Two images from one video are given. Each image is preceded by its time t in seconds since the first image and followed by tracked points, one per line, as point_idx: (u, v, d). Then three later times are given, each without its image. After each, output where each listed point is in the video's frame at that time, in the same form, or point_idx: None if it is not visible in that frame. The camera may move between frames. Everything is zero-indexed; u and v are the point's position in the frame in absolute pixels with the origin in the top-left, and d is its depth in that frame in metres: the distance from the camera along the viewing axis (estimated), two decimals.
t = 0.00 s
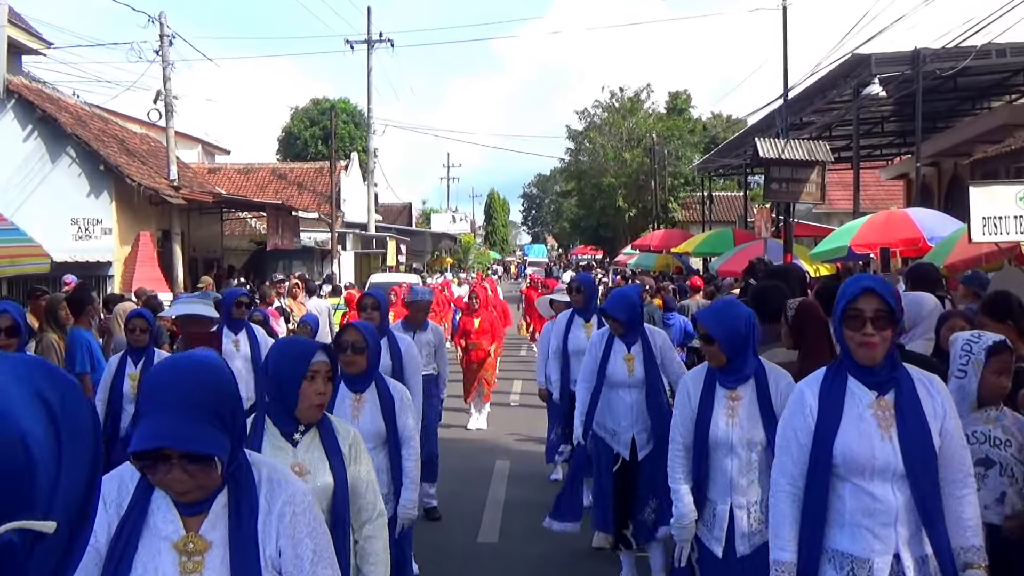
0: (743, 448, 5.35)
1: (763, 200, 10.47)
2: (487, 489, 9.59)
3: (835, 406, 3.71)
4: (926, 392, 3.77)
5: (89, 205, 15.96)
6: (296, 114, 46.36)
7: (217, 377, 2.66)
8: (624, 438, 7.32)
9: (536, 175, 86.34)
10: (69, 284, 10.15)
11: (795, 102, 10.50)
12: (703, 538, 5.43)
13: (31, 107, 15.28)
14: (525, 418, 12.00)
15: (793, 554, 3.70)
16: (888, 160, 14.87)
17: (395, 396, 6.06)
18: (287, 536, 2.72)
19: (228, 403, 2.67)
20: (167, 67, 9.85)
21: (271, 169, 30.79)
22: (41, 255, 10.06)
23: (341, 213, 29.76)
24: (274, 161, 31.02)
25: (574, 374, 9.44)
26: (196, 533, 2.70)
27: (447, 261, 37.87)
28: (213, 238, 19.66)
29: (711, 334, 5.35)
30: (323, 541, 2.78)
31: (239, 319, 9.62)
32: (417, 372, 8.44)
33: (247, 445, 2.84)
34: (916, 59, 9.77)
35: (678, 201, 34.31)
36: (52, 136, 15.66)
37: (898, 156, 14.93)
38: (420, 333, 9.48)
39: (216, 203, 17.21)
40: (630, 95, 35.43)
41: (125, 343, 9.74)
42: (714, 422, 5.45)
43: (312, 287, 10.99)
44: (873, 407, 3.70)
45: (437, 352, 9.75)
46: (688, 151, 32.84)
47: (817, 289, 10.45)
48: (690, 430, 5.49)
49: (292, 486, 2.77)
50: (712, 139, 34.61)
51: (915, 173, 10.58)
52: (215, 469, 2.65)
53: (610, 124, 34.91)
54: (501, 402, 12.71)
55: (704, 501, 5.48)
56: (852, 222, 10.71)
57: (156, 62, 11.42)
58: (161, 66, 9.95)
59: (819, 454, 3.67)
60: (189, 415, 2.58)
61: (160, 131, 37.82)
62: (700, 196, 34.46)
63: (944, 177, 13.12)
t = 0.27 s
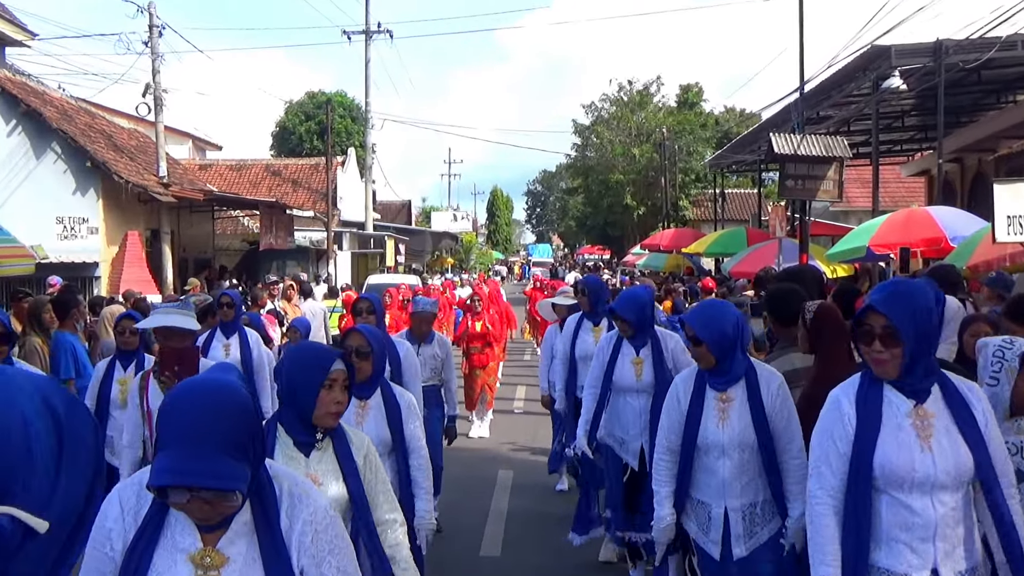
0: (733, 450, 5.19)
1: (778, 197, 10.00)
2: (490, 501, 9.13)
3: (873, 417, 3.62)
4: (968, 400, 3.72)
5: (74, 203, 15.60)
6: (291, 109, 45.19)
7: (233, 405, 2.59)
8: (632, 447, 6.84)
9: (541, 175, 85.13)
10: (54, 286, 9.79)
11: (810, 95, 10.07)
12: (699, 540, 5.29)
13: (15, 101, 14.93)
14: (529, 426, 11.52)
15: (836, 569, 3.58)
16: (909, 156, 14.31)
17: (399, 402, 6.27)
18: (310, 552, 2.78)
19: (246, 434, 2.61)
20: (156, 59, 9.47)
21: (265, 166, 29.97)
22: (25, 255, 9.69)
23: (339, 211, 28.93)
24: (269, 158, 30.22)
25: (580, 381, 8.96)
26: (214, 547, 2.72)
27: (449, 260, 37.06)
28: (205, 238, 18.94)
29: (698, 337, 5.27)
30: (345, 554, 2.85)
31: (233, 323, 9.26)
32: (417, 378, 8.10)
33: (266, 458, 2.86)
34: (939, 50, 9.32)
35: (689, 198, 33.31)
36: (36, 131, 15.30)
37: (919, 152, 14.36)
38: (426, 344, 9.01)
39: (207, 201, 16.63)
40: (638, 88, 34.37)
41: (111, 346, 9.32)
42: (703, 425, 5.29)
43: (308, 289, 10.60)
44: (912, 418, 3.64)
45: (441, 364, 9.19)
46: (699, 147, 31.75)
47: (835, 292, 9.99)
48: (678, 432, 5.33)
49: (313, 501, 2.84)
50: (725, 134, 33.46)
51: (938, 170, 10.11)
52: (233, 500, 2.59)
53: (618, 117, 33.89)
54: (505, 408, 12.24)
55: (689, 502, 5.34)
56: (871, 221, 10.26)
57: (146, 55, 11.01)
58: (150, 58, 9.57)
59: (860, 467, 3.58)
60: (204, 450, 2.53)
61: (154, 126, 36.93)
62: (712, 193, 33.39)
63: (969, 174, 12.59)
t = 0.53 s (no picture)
0: (748, 456, 5.05)
1: (797, 195, 9.51)
2: (494, 514, 8.66)
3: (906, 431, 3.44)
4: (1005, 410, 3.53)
5: (58, 200, 15.13)
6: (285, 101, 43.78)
7: (225, 412, 2.56)
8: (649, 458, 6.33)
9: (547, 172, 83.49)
10: (39, 287, 9.36)
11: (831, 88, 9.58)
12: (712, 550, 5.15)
13: None
14: (535, 434, 11.07)
15: None
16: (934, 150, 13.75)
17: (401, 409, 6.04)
18: (309, 560, 2.74)
19: (242, 440, 2.58)
20: (144, 49, 9.03)
21: (258, 161, 29.18)
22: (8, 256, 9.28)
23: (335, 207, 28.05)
24: (263, 153, 29.41)
25: (592, 386, 8.54)
26: (210, 555, 2.69)
27: (452, 259, 36.09)
28: (196, 236, 18.19)
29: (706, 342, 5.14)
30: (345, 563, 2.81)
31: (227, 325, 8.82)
32: (422, 383, 7.68)
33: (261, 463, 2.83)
34: (966, 40, 8.78)
35: (702, 195, 32.24)
36: (20, 125, 14.90)
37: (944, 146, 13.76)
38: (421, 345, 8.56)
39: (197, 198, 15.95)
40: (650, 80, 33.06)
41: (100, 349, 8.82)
42: (715, 430, 5.15)
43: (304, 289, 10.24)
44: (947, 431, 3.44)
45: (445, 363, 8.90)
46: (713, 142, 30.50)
47: (857, 293, 9.52)
48: (688, 439, 5.21)
49: (312, 507, 2.79)
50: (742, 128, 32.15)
51: (965, 166, 9.62)
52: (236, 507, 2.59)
53: (628, 110, 32.31)
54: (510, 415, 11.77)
55: (701, 510, 5.23)
56: (894, 220, 9.75)
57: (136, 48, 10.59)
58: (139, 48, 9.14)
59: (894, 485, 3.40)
60: (200, 456, 2.50)
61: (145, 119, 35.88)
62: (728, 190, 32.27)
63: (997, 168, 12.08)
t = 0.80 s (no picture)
0: (781, 466, 4.77)
1: (818, 193, 9.00)
2: (499, 529, 8.16)
3: (937, 448, 3.28)
4: None
5: (43, 198, 14.66)
6: (280, 94, 42.28)
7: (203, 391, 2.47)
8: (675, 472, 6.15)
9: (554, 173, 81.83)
10: (23, 289, 8.94)
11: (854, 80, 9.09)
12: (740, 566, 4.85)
13: None
14: (543, 445, 10.57)
15: None
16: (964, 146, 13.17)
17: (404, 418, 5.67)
18: (275, 565, 2.56)
19: (223, 420, 2.51)
20: (133, 40, 8.63)
21: (252, 157, 28.56)
22: None
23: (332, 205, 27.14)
24: (257, 148, 28.82)
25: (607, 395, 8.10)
26: (183, 562, 2.54)
27: (455, 260, 34.99)
28: (187, 235, 17.40)
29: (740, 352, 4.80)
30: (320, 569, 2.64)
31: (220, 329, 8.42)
32: (430, 393, 7.21)
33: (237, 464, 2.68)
34: (997, 30, 8.24)
35: (720, 193, 30.90)
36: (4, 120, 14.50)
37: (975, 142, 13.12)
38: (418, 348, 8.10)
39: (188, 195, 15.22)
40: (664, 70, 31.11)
41: (86, 356, 8.17)
42: (746, 439, 4.81)
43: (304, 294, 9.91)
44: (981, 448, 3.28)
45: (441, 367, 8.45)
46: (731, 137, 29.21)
47: (881, 297, 9.03)
48: (716, 450, 4.86)
49: (283, 512, 2.61)
50: (761, 122, 30.78)
51: (996, 163, 9.12)
52: (210, 491, 2.50)
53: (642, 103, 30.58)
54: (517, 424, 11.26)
55: (729, 525, 4.90)
56: (923, 220, 9.24)
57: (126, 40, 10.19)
58: (128, 38, 8.74)
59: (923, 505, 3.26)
60: (184, 429, 2.43)
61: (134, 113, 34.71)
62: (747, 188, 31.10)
63: None
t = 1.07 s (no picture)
0: (816, 478, 4.50)
1: (840, 192, 8.56)
2: (503, 541, 7.79)
3: (958, 456, 3.13)
4: None
5: (28, 194, 14.27)
6: (276, 85, 41.05)
7: (203, 365, 2.54)
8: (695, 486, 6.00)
9: (561, 172, 80.52)
10: (8, 290, 8.48)
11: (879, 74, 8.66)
12: None
13: None
14: (550, 455, 10.15)
15: None
16: (993, 142, 12.67)
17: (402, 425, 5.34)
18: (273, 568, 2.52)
19: (220, 394, 2.53)
20: (123, 29, 8.25)
21: (246, 151, 27.99)
22: None
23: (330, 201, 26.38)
24: (251, 142, 28.20)
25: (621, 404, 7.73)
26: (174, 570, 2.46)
27: (459, 260, 34.19)
28: (178, 233, 16.71)
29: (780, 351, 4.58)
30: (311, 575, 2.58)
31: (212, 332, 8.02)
32: (436, 401, 6.79)
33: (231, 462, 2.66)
34: None
35: (736, 191, 29.71)
36: None
37: (1004, 138, 12.60)
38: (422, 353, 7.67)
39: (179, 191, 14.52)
40: (678, 64, 30.19)
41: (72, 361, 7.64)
42: (780, 449, 4.55)
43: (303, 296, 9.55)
44: (1001, 457, 3.11)
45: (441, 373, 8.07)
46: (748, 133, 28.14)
47: (907, 302, 8.55)
48: (748, 458, 4.59)
49: (278, 515, 2.58)
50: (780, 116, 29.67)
51: None
52: (199, 465, 2.45)
53: (655, 98, 29.75)
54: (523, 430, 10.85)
55: (759, 539, 4.61)
56: (949, 221, 8.78)
57: (116, 32, 9.80)
58: (118, 27, 8.36)
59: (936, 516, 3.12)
60: (179, 390, 2.46)
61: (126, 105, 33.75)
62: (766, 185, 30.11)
63: None
